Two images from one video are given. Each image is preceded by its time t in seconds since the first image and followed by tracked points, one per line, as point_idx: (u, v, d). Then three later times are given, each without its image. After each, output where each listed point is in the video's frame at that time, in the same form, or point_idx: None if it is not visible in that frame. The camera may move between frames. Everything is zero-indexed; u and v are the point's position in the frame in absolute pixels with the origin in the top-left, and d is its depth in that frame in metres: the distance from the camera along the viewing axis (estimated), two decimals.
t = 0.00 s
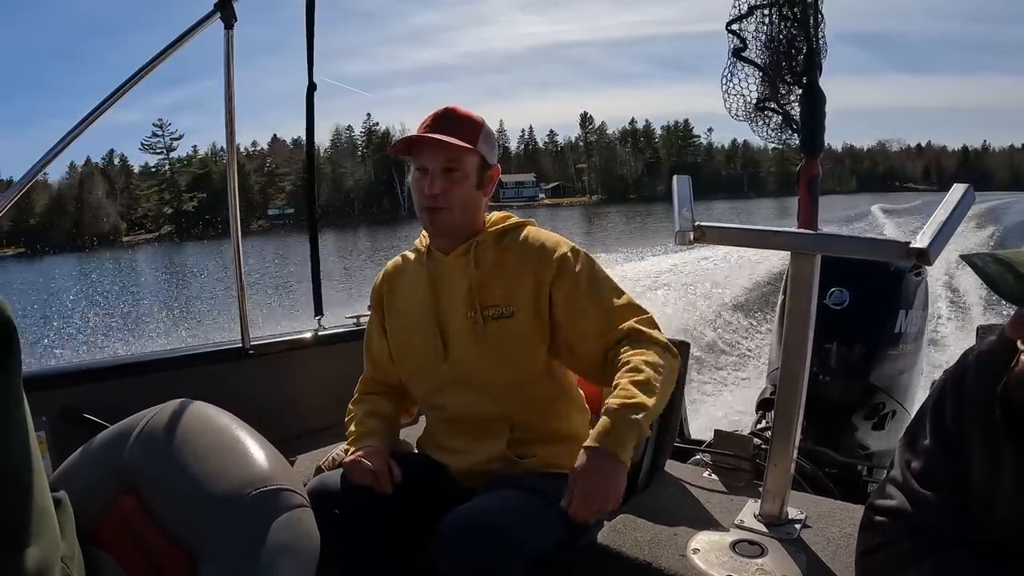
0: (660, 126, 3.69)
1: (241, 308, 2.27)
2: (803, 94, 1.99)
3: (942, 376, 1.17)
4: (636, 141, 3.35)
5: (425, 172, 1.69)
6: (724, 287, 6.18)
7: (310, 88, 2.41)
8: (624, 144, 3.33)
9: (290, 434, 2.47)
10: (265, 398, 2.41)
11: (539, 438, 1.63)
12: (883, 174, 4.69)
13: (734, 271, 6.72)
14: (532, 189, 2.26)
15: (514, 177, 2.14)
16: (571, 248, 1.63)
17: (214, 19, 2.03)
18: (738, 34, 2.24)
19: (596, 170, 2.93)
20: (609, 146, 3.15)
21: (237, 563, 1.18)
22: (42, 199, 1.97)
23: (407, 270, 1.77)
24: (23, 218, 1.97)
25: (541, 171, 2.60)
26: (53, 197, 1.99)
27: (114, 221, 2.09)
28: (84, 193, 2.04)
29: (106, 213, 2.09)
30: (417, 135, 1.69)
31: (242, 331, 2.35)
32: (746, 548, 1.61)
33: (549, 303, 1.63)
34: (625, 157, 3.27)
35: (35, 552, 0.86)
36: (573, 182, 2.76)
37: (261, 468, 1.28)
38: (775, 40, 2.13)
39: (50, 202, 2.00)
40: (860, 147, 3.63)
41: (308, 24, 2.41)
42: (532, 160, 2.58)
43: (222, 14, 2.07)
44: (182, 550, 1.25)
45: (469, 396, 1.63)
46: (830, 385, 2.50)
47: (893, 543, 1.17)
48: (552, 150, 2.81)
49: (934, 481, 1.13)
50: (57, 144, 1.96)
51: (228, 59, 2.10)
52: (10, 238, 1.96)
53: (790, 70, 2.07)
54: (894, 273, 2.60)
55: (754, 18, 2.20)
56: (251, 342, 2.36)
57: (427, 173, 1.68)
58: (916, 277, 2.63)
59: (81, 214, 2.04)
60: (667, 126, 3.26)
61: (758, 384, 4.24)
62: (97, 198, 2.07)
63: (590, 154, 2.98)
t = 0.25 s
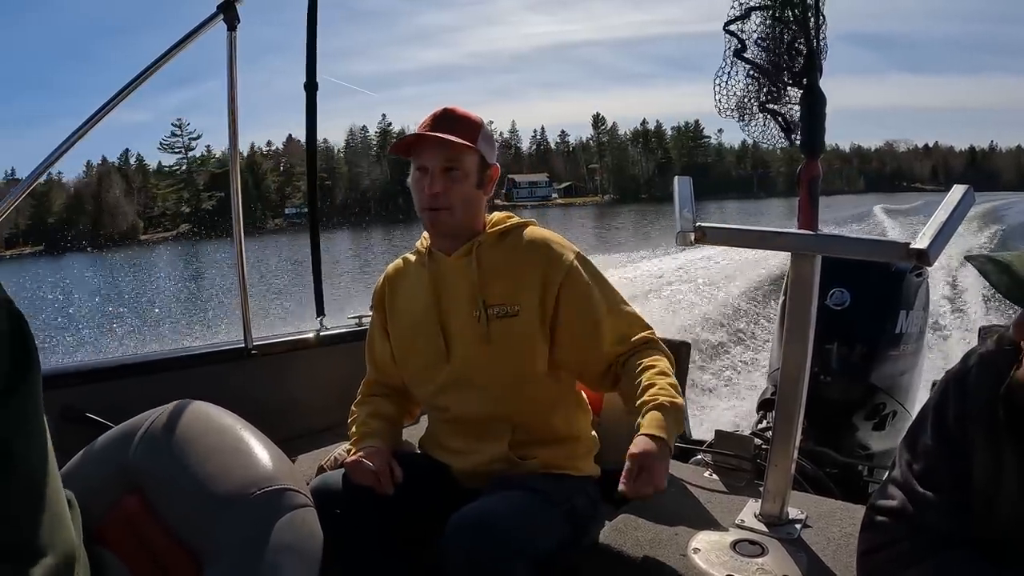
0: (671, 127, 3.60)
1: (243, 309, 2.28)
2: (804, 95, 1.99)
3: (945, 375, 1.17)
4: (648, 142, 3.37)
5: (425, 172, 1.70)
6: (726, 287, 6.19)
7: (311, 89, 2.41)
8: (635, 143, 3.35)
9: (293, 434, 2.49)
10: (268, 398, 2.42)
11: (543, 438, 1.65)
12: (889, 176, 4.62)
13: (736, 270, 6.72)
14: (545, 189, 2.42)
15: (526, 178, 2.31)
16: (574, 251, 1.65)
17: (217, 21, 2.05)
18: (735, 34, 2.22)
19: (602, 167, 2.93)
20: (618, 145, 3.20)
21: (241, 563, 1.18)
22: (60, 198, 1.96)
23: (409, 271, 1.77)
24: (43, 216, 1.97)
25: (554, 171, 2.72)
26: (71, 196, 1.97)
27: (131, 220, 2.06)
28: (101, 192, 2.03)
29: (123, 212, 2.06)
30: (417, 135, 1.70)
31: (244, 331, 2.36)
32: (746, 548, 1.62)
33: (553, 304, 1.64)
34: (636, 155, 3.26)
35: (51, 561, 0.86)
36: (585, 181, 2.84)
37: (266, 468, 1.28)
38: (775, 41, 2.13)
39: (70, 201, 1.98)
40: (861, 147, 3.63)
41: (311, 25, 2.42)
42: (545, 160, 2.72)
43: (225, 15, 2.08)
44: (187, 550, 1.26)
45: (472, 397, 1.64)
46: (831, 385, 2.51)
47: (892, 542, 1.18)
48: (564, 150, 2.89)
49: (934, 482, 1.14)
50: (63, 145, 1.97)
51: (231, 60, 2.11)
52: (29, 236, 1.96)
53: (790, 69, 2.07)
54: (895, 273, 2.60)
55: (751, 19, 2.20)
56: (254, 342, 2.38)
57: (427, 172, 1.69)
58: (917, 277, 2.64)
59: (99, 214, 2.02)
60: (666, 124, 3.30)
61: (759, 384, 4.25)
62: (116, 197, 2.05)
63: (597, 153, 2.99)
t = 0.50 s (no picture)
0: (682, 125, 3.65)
1: (246, 309, 2.28)
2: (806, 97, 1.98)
3: (952, 375, 1.16)
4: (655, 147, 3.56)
5: (437, 180, 1.69)
6: (729, 287, 6.19)
7: (315, 88, 2.42)
8: (646, 143, 3.56)
9: (296, 434, 2.49)
10: (271, 397, 2.42)
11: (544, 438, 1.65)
12: (896, 176, 4.68)
13: (738, 271, 6.72)
14: (559, 190, 2.56)
15: (541, 178, 2.46)
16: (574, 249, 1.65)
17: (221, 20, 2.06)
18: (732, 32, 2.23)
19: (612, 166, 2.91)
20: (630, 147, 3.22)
21: (243, 562, 1.18)
22: (79, 197, 2.01)
23: (411, 271, 1.77)
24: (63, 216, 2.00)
25: (567, 170, 2.77)
26: (91, 193, 2.06)
27: (148, 218, 2.22)
28: (119, 191, 2.16)
29: (138, 211, 2.19)
30: (427, 144, 1.69)
31: (247, 330, 2.37)
32: (749, 548, 1.62)
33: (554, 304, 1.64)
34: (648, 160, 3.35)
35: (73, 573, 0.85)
36: (599, 181, 2.91)
37: (269, 467, 1.29)
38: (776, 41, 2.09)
39: (88, 200, 2.06)
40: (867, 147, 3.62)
41: (315, 25, 2.43)
42: (562, 161, 2.79)
43: (228, 15, 2.08)
44: (191, 549, 1.26)
45: (474, 396, 1.64)
46: (834, 386, 2.51)
47: (894, 541, 1.18)
48: (577, 152, 2.93)
49: (938, 481, 1.14)
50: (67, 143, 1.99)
51: (234, 60, 2.12)
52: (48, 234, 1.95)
53: (792, 69, 2.05)
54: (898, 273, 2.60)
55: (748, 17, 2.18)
56: (256, 341, 2.38)
57: (440, 181, 1.68)
58: (920, 277, 2.63)
59: (117, 214, 2.15)
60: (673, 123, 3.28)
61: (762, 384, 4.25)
62: (135, 197, 2.22)
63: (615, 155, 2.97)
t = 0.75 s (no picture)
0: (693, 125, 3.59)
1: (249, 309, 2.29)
2: (810, 96, 1.99)
3: (952, 375, 1.17)
4: (671, 147, 3.33)
5: (458, 193, 1.64)
6: (733, 288, 6.19)
7: (319, 88, 2.42)
8: (658, 143, 3.30)
9: (299, 432, 2.50)
10: (274, 396, 2.43)
11: (544, 437, 1.65)
12: (901, 176, 4.68)
13: (742, 271, 6.72)
14: (573, 189, 2.60)
15: (555, 178, 2.55)
16: (572, 250, 1.63)
17: (224, 20, 2.07)
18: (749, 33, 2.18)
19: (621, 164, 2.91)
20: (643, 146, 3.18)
21: (247, 560, 1.19)
22: (97, 197, 2.07)
23: (412, 272, 1.77)
24: (81, 216, 2.05)
25: (580, 171, 2.77)
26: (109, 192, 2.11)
27: (168, 218, 2.22)
28: (139, 191, 2.18)
29: (160, 211, 2.20)
30: (444, 154, 1.64)
31: (250, 330, 2.37)
32: (752, 547, 1.61)
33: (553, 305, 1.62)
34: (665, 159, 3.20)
35: None
36: (612, 181, 2.83)
37: (273, 465, 1.29)
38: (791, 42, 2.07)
39: (107, 199, 2.10)
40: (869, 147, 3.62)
41: (319, 25, 2.43)
42: (576, 160, 2.83)
43: (232, 15, 2.09)
44: (196, 546, 1.26)
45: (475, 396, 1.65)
46: (836, 386, 2.52)
47: (893, 538, 1.18)
48: (589, 152, 2.87)
49: (938, 479, 1.14)
50: (71, 143, 1.99)
51: (237, 60, 2.12)
52: (66, 234, 2.00)
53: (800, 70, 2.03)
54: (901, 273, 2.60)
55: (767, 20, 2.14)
56: (260, 341, 2.39)
57: (461, 194, 1.64)
58: (923, 277, 2.63)
59: (137, 212, 2.15)
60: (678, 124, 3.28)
61: (766, 384, 4.25)
62: (152, 197, 2.21)
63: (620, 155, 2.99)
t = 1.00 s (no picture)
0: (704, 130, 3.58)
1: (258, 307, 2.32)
2: (812, 95, 2.02)
3: (950, 373, 1.17)
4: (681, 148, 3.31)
5: (472, 193, 1.64)
6: (737, 287, 6.22)
7: (327, 88, 2.45)
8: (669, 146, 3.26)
9: (308, 430, 2.52)
10: (283, 393, 2.45)
11: (547, 434, 1.67)
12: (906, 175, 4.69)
13: (747, 270, 6.74)
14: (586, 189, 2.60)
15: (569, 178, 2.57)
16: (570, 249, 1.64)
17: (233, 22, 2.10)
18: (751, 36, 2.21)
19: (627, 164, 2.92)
20: (655, 148, 3.15)
21: (261, 553, 1.21)
22: (116, 196, 2.12)
23: (412, 273, 1.79)
24: (100, 215, 2.11)
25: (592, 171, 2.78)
26: (127, 192, 2.14)
27: (186, 218, 2.21)
28: (157, 190, 2.18)
29: (178, 210, 2.20)
30: (455, 155, 1.64)
31: (259, 328, 2.40)
32: (756, 541, 1.64)
33: (552, 303, 1.63)
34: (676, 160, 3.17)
35: None
36: (626, 181, 2.83)
37: (289, 458, 1.32)
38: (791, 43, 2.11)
39: (125, 199, 2.14)
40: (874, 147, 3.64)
41: (328, 26, 2.46)
42: (588, 160, 2.82)
43: (242, 16, 2.11)
44: (209, 538, 1.28)
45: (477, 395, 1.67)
46: (839, 383, 2.54)
47: (893, 531, 1.20)
48: (601, 152, 2.84)
49: (937, 474, 1.16)
50: (83, 143, 2.01)
51: (247, 61, 2.15)
52: (84, 231, 2.08)
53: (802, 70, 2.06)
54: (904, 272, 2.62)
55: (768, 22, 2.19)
56: (269, 339, 2.42)
57: (474, 194, 1.64)
58: (926, 276, 2.65)
59: (155, 211, 2.17)
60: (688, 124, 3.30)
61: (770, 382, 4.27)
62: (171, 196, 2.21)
63: (634, 155, 2.99)
